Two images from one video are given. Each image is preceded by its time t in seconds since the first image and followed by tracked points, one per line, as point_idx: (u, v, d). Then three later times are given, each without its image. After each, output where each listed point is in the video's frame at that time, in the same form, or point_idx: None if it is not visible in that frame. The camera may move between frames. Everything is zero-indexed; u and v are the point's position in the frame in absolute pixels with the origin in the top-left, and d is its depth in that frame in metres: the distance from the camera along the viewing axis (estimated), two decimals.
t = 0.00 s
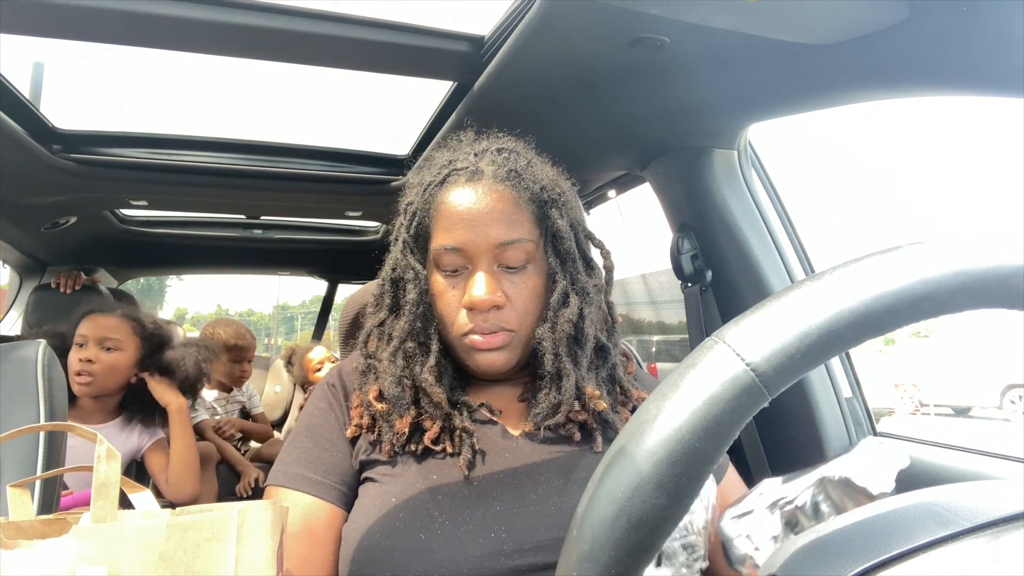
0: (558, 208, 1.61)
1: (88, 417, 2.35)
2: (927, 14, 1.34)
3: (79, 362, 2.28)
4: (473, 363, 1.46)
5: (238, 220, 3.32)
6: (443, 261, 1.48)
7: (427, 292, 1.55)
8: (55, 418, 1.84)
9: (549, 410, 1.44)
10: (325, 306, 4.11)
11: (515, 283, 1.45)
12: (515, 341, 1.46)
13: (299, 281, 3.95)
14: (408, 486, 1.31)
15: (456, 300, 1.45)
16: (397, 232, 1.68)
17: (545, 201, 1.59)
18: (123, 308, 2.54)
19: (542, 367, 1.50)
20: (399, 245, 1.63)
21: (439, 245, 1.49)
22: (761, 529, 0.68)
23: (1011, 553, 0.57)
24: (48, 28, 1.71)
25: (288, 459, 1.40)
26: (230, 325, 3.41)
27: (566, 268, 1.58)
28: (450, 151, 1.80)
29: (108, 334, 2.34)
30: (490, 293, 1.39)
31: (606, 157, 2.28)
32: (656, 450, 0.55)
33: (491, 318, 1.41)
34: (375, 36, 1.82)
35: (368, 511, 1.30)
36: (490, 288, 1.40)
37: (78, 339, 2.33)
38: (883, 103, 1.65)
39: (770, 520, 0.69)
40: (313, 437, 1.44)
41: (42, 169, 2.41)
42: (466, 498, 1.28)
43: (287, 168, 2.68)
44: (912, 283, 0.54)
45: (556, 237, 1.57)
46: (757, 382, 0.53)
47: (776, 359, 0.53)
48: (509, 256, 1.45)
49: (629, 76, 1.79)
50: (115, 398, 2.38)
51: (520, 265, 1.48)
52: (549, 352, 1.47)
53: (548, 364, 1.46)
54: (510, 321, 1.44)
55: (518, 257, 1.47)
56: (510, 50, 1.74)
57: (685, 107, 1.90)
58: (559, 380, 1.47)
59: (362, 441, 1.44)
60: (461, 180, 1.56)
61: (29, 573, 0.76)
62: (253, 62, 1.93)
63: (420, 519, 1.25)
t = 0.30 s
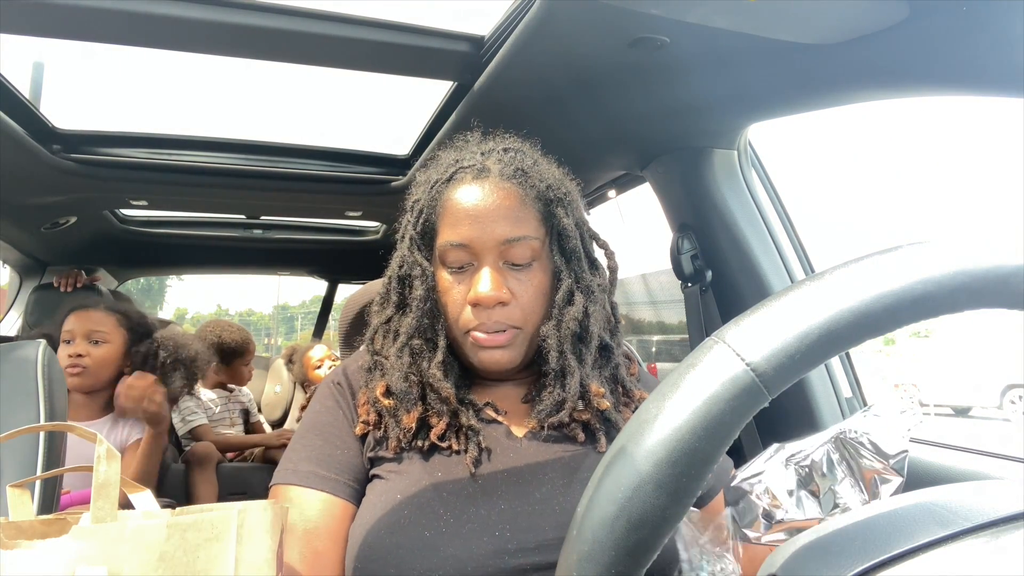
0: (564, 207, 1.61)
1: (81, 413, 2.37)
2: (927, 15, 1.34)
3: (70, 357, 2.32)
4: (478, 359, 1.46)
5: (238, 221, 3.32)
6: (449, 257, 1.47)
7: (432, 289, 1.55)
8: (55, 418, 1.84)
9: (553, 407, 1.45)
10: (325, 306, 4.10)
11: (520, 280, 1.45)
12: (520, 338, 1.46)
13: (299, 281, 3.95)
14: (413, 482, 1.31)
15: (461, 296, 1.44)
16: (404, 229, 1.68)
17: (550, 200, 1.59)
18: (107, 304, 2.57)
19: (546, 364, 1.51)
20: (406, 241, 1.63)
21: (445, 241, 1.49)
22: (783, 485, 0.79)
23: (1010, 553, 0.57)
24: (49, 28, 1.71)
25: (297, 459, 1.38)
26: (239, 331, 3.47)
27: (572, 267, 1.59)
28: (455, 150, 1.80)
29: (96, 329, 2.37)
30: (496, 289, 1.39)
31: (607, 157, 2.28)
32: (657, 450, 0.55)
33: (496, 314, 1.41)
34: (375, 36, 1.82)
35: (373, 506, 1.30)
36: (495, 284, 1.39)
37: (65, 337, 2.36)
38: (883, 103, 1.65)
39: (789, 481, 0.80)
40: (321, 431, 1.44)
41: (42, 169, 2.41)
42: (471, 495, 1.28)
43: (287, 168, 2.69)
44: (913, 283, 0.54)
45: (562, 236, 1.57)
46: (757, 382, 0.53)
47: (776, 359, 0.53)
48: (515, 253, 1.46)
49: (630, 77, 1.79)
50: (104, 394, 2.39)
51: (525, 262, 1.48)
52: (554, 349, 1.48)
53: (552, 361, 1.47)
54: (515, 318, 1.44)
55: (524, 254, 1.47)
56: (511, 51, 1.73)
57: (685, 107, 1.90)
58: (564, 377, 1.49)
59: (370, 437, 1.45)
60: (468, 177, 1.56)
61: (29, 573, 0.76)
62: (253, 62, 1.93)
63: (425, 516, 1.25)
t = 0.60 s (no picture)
0: (565, 204, 1.63)
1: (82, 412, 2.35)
2: (927, 15, 1.34)
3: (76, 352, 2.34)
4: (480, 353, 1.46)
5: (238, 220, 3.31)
6: (452, 251, 1.49)
7: (433, 286, 1.55)
8: (55, 418, 1.84)
9: (554, 401, 1.46)
10: (325, 305, 4.09)
11: (522, 274, 1.47)
12: (522, 332, 1.47)
13: (299, 281, 3.94)
14: (412, 488, 1.31)
15: (464, 290, 1.46)
16: (406, 227, 1.69)
17: (552, 196, 1.60)
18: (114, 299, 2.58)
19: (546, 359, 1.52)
20: (408, 239, 1.64)
21: (448, 235, 1.51)
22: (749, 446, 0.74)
23: (1010, 553, 0.57)
24: (49, 28, 1.71)
25: (291, 463, 1.39)
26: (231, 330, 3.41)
27: (573, 262, 1.60)
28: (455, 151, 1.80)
29: (103, 325, 2.41)
30: (499, 282, 1.40)
31: (607, 157, 2.28)
32: (658, 450, 0.55)
33: (498, 307, 1.42)
34: (375, 36, 1.82)
35: (373, 511, 1.30)
36: (498, 277, 1.41)
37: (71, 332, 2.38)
38: (884, 103, 1.65)
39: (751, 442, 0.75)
40: (313, 437, 1.43)
41: (42, 169, 2.41)
42: (472, 500, 1.28)
43: (287, 167, 2.69)
44: (914, 282, 0.54)
45: (563, 232, 1.59)
46: (757, 382, 0.53)
47: (776, 360, 0.53)
48: (517, 247, 1.48)
49: (630, 77, 1.79)
50: (108, 394, 2.36)
51: (527, 256, 1.50)
52: (554, 344, 1.49)
53: (553, 356, 1.48)
54: (518, 312, 1.45)
55: (526, 248, 1.49)
56: (511, 51, 1.74)
57: (685, 107, 1.90)
58: (564, 372, 1.50)
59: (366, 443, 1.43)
60: (471, 173, 1.58)
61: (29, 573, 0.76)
62: (253, 62, 1.93)
63: (425, 521, 1.25)
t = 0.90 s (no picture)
0: (569, 201, 1.67)
1: (82, 413, 2.37)
2: (928, 15, 1.33)
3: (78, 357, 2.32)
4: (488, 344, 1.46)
5: (238, 221, 3.31)
6: (461, 243, 1.51)
7: (439, 279, 1.55)
8: (55, 418, 1.84)
9: (561, 390, 1.48)
10: (325, 306, 4.09)
11: (530, 265, 1.49)
12: (530, 324, 1.48)
13: (299, 281, 3.94)
14: (410, 490, 1.30)
15: (473, 280, 1.46)
16: (409, 223, 1.70)
17: (556, 194, 1.64)
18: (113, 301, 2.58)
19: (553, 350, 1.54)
20: (412, 234, 1.64)
21: (456, 227, 1.52)
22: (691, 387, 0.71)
23: (1010, 553, 0.57)
24: (49, 28, 1.71)
25: (287, 465, 1.38)
26: (224, 327, 3.42)
27: (577, 258, 1.64)
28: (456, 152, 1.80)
29: (105, 330, 2.39)
30: (510, 270, 1.41)
31: (607, 157, 2.28)
32: (656, 449, 0.55)
33: (510, 297, 1.42)
34: (375, 36, 1.81)
35: (371, 513, 1.29)
36: (508, 266, 1.42)
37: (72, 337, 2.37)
38: (884, 103, 1.65)
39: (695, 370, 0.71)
40: (309, 441, 1.42)
41: (42, 169, 2.41)
42: (470, 500, 1.27)
43: (287, 167, 2.69)
44: (918, 282, 0.54)
45: (567, 228, 1.62)
46: (757, 382, 0.53)
47: (776, 360, 0.53)
48: (526, 238, 1.50)
49: (630, 76, 1.79)
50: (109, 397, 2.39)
51: (534, 249, 1.52)
52: (563, 334, 1.52)
53: (562, 344, 1.50)
54: (527, 302, 1.46)
55: (534, 240, 1.52)
56: (511, 51, 1.74)
57: (686, 106, 1.90)
58: (572, 361, 1.53)
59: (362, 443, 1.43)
60: (478, 169, 1.61)
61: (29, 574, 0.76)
62: (253, 62, 1.93)
63: (424, 522, 1.24)
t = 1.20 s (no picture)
0: (569, 202, 1.66)
1: (82, 413, 2.39)
2: (928, 14, 1.34)
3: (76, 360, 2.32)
4: (481, 342, 1.46)
5: (238, 221, 3.31)
6: (459, 240, 1.51)
7: (438, 274, 1.57)
8: (55, 418, 1.84)
9: (555, 392, 1.49)
10: (325, 306, 4.08)
11: (527, 264, 1.49)
12: (524, 323, 1.48)
13: (299, 281, 3.94)
14: (409, 490, 1.30)
15: (469, 278, 1.46)
16: (410, 219, 1.70)
17: (556, 195, 1.64)
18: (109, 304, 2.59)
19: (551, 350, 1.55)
20: (413, 230, 1.65)
21: (455, 224, 1.52)
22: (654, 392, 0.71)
23: (1010, 552, 0.57)
24: (48, 28, 1.71)
25: (285, 465, 1.38)
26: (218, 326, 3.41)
27: (575, 260, 1.64)
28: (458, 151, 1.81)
29: (98, 332, 2.39)
30: (505, 269, 1.42)
31: (607, 157, 2.28)
32: (657, 450, 0.55)
33: (504, 294, 1.43)
34: (374, 36, 1.81)
35: (370, 514, 1.29)
36: (504, 265, 1.43)
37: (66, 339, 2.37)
38: (883, 103, 1.65)
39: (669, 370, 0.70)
40: (308, 441, 1.42)
41: (42, 169, 2.41)
42: (470, 500, 1.27)
43: (287, 167, 2.69)
44: (917, 283, 0.54)
45: (566, 230, 1.62)
46: (757, 382, 0.53)
47: (776, 360, 0.53)
48: (524, 238, 1.50)
49: (630, 76, 1.79)
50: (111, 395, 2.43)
51: (531, 247, 1.52)
52: (558, 336, 1.52)
53: (559, 346, 1.51)
54: (522, 301, 1.46)
55: (532, 240, 1.52)
56: (511, 50, 1.73)
57: (686, 106, 1.89)
58: (566, 364, 1.54)
59: (361, 442, 1.43)
60: (478, 167, 1.61)
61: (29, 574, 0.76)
62: (253, 62, 1.93)
63: (424, 524, 1.24)
